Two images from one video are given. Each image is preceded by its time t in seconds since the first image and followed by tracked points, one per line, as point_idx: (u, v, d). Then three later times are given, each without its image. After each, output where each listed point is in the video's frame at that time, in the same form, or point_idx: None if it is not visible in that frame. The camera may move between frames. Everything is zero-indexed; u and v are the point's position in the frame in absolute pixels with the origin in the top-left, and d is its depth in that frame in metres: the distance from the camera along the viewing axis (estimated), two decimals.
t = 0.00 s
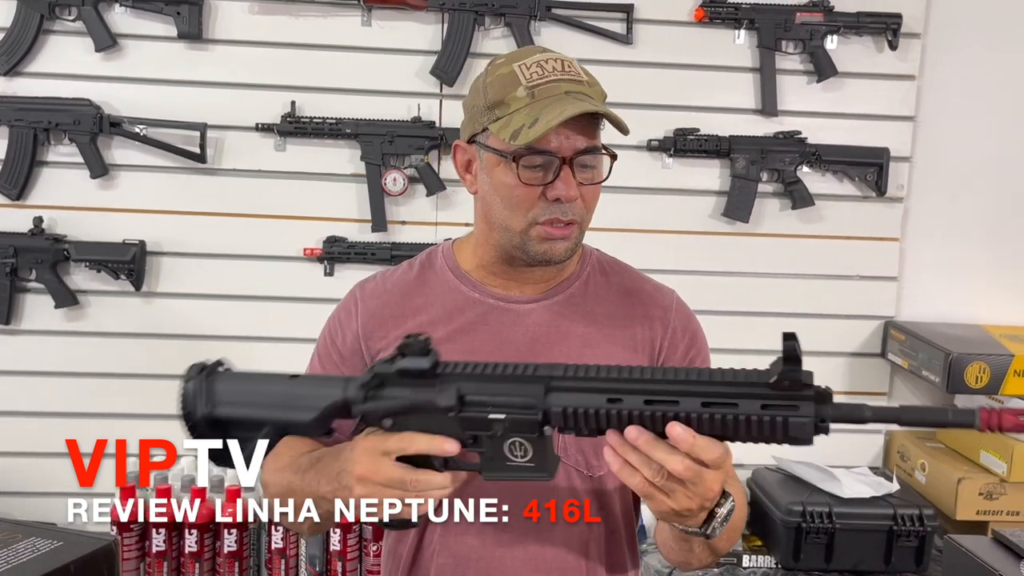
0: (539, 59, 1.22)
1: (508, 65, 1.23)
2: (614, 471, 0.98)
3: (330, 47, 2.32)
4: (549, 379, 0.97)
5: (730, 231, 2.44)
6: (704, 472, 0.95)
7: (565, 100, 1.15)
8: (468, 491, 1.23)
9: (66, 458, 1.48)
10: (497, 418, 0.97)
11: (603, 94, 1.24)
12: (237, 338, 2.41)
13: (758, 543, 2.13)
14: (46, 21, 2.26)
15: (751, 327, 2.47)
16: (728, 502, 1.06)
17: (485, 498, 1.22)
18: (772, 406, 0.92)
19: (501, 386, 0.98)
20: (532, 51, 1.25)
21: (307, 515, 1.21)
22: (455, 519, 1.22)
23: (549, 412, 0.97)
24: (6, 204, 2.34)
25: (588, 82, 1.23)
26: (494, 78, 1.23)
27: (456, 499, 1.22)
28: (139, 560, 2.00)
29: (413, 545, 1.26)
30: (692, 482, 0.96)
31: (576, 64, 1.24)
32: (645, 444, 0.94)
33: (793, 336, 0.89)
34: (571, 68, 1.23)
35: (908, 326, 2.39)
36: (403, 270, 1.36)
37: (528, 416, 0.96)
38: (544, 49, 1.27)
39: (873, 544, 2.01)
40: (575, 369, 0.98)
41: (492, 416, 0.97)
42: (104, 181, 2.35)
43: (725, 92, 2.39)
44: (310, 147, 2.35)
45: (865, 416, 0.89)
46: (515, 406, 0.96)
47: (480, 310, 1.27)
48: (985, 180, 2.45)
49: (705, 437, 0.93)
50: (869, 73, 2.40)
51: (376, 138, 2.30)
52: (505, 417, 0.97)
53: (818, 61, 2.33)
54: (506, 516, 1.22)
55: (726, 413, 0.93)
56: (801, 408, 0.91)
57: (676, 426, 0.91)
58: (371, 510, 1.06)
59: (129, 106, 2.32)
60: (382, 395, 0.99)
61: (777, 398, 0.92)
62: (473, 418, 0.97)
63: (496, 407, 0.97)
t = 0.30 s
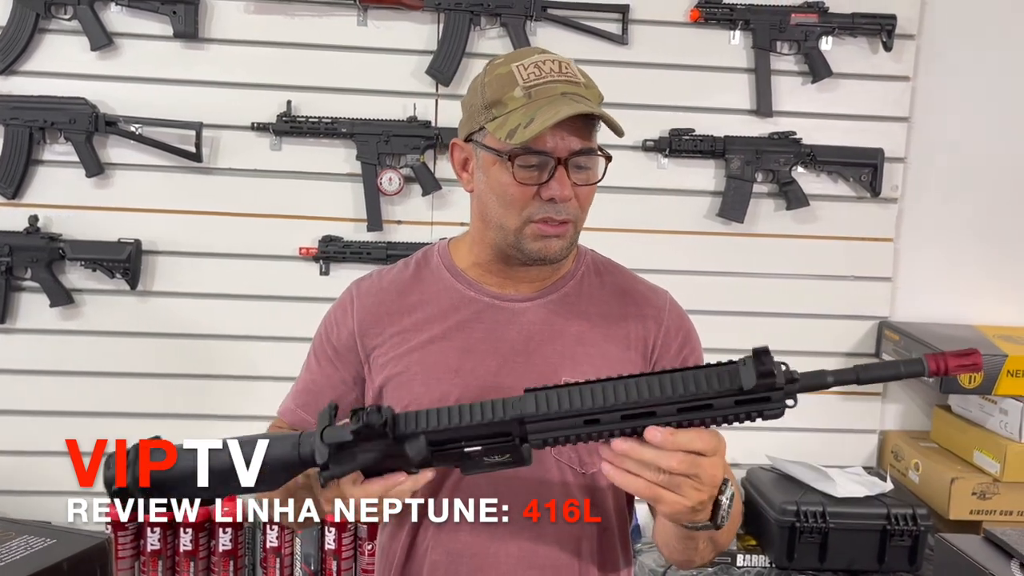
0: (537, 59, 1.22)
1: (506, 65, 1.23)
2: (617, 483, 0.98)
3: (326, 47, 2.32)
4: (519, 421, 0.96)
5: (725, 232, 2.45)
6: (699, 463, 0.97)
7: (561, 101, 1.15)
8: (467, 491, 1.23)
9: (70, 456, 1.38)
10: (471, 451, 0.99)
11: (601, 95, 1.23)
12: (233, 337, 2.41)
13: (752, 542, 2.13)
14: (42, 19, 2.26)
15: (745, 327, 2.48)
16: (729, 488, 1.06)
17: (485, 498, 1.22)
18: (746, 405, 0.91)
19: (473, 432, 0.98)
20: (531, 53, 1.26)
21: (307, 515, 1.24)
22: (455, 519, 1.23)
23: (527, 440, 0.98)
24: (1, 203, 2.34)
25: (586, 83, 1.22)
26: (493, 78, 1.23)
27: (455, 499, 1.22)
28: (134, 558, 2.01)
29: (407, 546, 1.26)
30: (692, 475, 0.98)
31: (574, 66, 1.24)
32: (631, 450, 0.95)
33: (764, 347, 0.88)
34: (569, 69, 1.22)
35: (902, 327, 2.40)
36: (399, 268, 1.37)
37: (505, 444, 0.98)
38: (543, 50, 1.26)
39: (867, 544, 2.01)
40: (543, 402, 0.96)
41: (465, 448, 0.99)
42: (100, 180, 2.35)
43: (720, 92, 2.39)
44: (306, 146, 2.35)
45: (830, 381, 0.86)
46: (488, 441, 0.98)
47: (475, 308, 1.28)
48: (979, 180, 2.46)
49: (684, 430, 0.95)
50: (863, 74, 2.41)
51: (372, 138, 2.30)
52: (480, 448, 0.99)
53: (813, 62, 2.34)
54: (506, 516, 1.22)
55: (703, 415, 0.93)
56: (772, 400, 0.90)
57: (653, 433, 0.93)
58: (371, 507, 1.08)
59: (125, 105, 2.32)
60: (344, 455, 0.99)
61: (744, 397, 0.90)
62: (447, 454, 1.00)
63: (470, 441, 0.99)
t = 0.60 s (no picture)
0: (529, 61, 1.22)
1: (499, 66, 1.24)
2: (631, 483, 0.98)
3: (324, 45, 2.33)
4: (528, 440, 0.96)
5: (722, 231, 2.45)
6: (707, 451, 0.98)
7: (550, 104, 1.15)
8: (467, 491, 1.24)
9: (70, 456, 1.40)
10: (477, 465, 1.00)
11: (594, 97, 1.23)
12: (231, 336, 2.41)
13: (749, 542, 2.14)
14: (40, 18, 2.26)
15: (743, 327, 2.49)
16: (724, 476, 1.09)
17: (484, 499, 1.22)
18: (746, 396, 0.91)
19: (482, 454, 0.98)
20: (525, 54, 1.25)
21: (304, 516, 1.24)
22: (456, 519, 1.23)
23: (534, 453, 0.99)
24: None
25: (579, 86, 1.21)
26: (486, 80, 1.24)
27: (455, 499, 1.23)
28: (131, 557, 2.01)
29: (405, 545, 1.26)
30: (701, 466, 0.98)
31: (567, 68, 1.23)
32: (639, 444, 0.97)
33: (757, 340, 0.91)
34: (561, 71, 1.21)
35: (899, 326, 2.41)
36: (395, 267, 1.37)
37: (512, 455, 0.99)
38: (537, 51, 1.26)
39: (863, 544, 2.02)
40: (552, 420, 0.95)
41: (470, 462, 0.99)
42: (98, 178, 2.35)
43: (717, 92, 2.40)
44: (304, 146, 2.35)
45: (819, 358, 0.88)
46: (495, 455, 0.98)
47: (472, 307, 1.28)
48: (976, 180, 2.47)
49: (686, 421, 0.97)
50: (860, 74, 2.41)
51: (370, 137, 2.30)
52: (487, 461, 0.99)
53: (811, 62, 2.34)
54: (506, 516, 1.22)
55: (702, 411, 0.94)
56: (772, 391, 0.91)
57: (657, 431, 0.95)
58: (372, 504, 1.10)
59: (123, 104, 2.33)
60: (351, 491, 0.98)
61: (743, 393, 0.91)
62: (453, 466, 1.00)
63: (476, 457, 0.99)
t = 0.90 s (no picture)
0: (495, 67, 1.21)
1: (470, 74, 1.24)
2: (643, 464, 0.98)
3: (326, 45, 2.33)
4: (538, 411, 0.97)
5: (724, 231, 2.46)
6: (720, 436, 0.98)
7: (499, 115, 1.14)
8: (467, 491, 1.24)
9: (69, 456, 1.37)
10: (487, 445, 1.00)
11: (561, 99, 1.19)
12: (233, 335, 2.42)
13: (750, 541, 2.14)
14: (43, 18, 2.27)
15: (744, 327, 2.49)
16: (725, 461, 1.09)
17: (484, 499, 1.23)
18: (756, 376, 0.94)
19: (491, 427, 0.99)
20: (498, 57, 1.24)
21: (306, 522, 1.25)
22: (455, 519, 1.24)
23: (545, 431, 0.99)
24: (3, 201, 2.34)
25: (542, 91, 1.18)
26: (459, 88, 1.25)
27: (455, 499, 1.23)
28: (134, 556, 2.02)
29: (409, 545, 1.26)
30: (712, 449, 0.99)
31: (533, 71, 1.20)
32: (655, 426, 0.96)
33: (773, 320, 0.93)
34: (523, 76, 1.19)
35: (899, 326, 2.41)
36: (401, 266, 1.37)
37: (521, 433, 0.99)
38: (513, 53, 1.24)
39: (864, 543, 2.02)
40: (563, 391, 0.97)
41: (480, 441, 1.00)
42: (101, 178, 2.36)
43: (719, 92, 2.40)
44: (306, 145, 2.36)
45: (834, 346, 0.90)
46: (505, 431, 0.99)
47: (477, 307, 1.28)
48: (978, 180, 2.47)
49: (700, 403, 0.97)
50: (862, 74, 2.41)
51: (372, 136, 2.31)
52: (497, 440, 0.99)
53: (812, 62, 2.35)
54: (506, 516, 1.23)
55: (715, 390, 0.96)
56: (781, 369, 0.93)
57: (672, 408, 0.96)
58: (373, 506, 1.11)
59: (126, 103, 2.33)
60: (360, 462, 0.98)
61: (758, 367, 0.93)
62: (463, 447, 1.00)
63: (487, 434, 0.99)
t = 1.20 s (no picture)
0: (483, 68, 1.24)
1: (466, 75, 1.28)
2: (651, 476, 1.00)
3: (332, 45, 2.34)
4: (555, 400, 0.98)
5: (729, 230, 2.46)
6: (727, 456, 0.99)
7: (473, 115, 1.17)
8: (468, 491, 1.24)
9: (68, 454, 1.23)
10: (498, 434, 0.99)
11: (544, 98, 1.19)
12: (238, 334, 2.43)
13: (754, 540, 2.14)
14: (51, 17, 2.28)
15: (748, 326, 2.49)
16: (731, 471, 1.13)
17: (484, 499, 1.23)
18: (774, 402, 0.97)
19: (508, 410, 0.99)
20: (492, 58, 1.26)
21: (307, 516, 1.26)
22: (455, 519, 1.24)
23: (559, 426, 1.00)
24: (10, 200, 2.36)
25: (522, 91, 1.19)
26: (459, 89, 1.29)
27: (455, 500, 1.23)
28: (140, 553, 2.03)
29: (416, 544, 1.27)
30: (719, 468, 1.00)
31: (518, 72, 1.20)
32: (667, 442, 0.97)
33: (798, 343, 0.94)
34: (506, 77, 1.20)
35: (904, 326, 2.42)
36: (410, 266, 1.37)
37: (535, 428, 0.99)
38: (506, 54, 1.25)
39: (868, 543, 2.02)
40: (583, 385, 0.99)
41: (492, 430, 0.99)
42: (108, 177, 2.37)
43: (723, 92, 2.40)
44: (312, 144, 2.36)
45: (850, 392, 0.94)
46: (518, 421, 0.99)
47: (486, 307, 1.29)
48: (982, 180, 2.47)
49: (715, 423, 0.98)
50: (867, 74, 2.42)
51: (378, 136, 2.31)
52: (508, 430, 0.99)
53: (817, 62, 2.35)
54: (506, 516, 1.23)
55: (731, 413, 0.97)
56: (798, 401, 0.96)
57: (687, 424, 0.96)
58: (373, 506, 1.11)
59: (132, 102, 2.34)
60: (373, 424, 0.97)
61: (777, 392, 0.97)
62: (472, 435, 0.99)
63: (499, 423, 0.99)
